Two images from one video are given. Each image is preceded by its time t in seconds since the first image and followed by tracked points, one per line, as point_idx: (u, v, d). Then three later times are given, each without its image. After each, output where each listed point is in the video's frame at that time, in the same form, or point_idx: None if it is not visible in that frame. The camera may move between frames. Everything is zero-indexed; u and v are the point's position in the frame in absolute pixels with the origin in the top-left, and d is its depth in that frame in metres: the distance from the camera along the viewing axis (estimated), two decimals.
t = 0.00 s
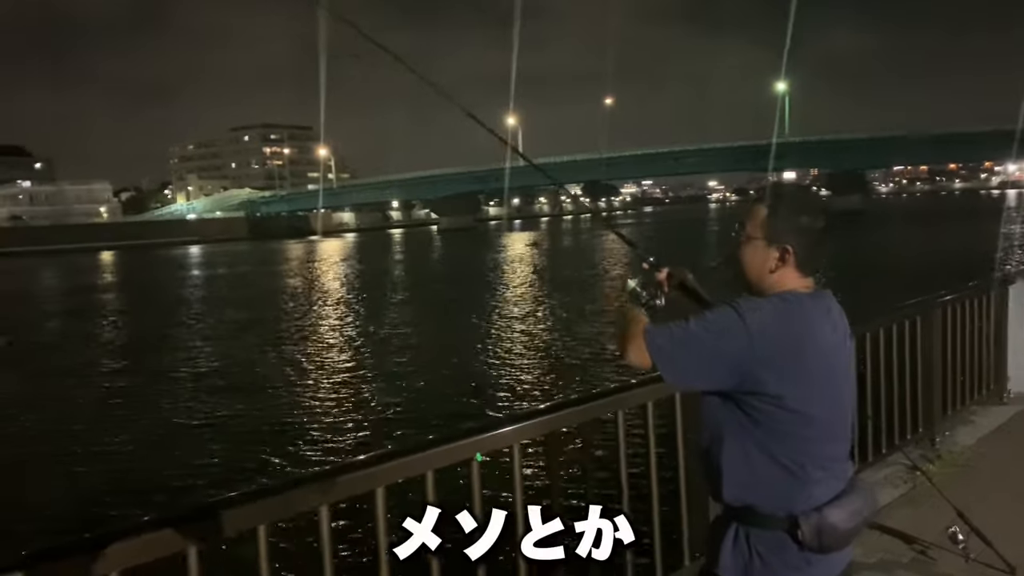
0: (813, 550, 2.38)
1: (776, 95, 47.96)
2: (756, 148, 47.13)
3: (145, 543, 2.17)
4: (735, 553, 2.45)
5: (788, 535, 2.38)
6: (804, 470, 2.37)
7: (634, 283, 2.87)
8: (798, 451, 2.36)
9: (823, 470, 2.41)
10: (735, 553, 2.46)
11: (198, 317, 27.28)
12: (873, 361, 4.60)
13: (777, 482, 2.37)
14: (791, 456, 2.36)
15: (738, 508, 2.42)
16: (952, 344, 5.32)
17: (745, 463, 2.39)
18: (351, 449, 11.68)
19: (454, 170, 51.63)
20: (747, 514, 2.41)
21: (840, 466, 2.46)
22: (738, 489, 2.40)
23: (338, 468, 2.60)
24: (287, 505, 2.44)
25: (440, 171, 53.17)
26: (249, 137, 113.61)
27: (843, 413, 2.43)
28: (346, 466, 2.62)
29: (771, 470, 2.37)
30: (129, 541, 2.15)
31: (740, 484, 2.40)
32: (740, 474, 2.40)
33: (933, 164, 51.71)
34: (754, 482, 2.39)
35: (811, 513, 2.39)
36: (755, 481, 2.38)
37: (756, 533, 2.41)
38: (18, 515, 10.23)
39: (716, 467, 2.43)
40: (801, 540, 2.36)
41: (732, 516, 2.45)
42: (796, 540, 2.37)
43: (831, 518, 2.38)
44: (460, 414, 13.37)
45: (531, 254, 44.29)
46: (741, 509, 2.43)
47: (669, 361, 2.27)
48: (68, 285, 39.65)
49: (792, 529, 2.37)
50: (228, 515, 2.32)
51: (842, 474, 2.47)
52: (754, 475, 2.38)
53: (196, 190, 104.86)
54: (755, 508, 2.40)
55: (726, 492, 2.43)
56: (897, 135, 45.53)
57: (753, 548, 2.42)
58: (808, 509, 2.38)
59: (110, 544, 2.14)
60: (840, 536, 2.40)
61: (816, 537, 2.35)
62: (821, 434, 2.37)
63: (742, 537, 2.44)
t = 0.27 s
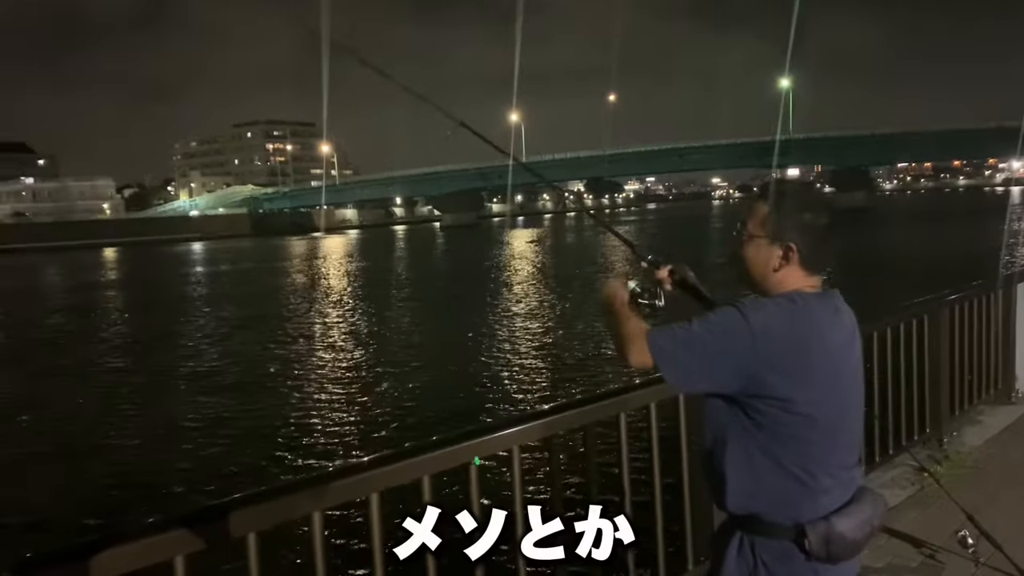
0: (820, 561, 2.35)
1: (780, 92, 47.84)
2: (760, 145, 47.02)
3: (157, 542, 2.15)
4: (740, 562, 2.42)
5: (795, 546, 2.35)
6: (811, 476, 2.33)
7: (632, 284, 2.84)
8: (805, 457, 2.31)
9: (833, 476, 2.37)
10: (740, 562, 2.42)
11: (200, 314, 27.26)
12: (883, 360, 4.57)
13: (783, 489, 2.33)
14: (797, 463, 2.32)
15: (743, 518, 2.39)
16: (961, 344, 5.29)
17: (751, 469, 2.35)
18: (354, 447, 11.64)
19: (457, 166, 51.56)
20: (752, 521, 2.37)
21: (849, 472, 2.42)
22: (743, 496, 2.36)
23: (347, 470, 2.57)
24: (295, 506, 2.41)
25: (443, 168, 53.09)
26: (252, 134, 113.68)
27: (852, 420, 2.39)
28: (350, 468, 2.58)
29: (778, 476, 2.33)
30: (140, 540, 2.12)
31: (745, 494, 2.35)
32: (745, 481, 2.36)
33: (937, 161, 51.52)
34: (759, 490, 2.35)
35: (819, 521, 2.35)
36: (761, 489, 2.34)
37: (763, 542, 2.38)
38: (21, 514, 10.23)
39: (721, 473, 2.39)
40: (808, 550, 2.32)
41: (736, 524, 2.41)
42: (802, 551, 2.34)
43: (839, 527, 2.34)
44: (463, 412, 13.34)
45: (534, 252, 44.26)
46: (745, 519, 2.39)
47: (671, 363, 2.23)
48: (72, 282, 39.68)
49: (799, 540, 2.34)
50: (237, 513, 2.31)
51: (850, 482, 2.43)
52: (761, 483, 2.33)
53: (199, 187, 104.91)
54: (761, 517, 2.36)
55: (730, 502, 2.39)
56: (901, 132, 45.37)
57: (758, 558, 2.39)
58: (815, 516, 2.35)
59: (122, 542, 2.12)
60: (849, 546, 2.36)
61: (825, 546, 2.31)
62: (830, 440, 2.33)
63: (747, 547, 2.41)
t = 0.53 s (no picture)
0: (832, 566, 2.42)
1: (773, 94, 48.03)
2: (752, 147, 47.24)
3: (154, 548, 2.19)
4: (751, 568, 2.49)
5: (808, 552, 2.42)
6: (824, 481, 2.39)
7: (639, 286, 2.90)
8: (816, 463, 2.38)
9: (845, 482, 2.43)
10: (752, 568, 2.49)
11: (193, 314, 27.22)
12: (884, 362, 4.65)
13: (795, 494, 2.40)
14: (810, 468, 2.38)
15: (753, 524, 2.46)
16: (961, 347, 5.37)
17: (762, 474, 2.42)
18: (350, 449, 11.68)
19: (450, 167, 51.61)
20: (763, 527, 2.44)
21: (861, 476, 2.48)
22: (756, 501, 2.43)
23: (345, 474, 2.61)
24: (296, 510, 2.46)
25: (437, 168, 53.13)
26: (245, 133, 113.45)
27: (863, 424, 2.45)
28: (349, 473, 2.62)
29: (789, 481, 2.39)
30: (135, 548, 2.16)
31: (756, 500, 2.42)
32: (757, 488, 2.42)
33: (929, 163, 51.79)
34: (770, 495, 2.42)
35: (832, 527, 2.41)
36: (772, 495, 2.41)
37: (775, 549, 2.45)
38: (17, 518, 10.25)
39: (731, 479, 2.46)
40: (821, 557, 2.40)
41: (747, 532, 2.48)
42: (814, 557, 2.41)
43: (852, 533, 2.41)
44: (458, 414, 13.38)
45: (527, 252, 44.37)
46: (757, 524, 2.46)
47: (681, 367, 2.29)
48: (64, 281, 39.59)
49: (810, 545, 2.41)
50: (233, 520, 2.35)
51: (862, 487, 2.49)
52: (771, 489, 2.41)
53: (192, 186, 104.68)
54: (772, 523, 2.43)
55: (741, 507, 2.46)
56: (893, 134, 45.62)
57: (770, 565, 2.46)
58: (828, 524, 2.41)
59: (117, 550, 2.16)
60: (862, 552, 2.43)
61: (837, 553, 2.39)
62: (841, 443, 2.39)
63: (759, 554, 2.47)
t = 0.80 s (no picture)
0: None
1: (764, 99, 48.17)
2: (743, 151, 47.35)
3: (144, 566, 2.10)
4: None
5: (821, 564, 2.38)
6: (839, 493, 2.34)
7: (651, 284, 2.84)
8: (833, 475, 2.32)
9: (860, 493, 2.37)
10: None
11: (183, 317, 27.04)
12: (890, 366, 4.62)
13: (811, 505, 2.35)
14: (824, 480, 2.32)
15: (765, 534, 2.41)
16: (961, 351, 5.35)
17: (776, 485, 2.36)
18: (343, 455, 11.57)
19: (442, 170, 51.52)
20: (775, 540, 2.39)
21: (876, 488, 2.43)
22: (768, 512, 2.38)
23: (346, 484, 2.53)
24: (298, 519, 2.37)
25: (428, 172, 53.05)
26: (235, 135, 113.13)
27: (881, 434, 2.40)
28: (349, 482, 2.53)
29: (803, 492, 2.34)
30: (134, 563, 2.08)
31: (768, 510, 2.37)
32: (771, 498, 2.36)
33: (918, 168, 52.03)
34: (783, 506, 2.36)
35: (845, 540, 2.36)
36: (786, 506, 2.35)
37: (787, 561, 2.40)
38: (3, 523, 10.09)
39: (744, 486, 2.40)
40: (834, 569, 2.36)
41: (761, 544, 2.43)
42: (828, 570, 2.37)
43: (866, 545, 2.37)
44: (452, 417, 13.30)
45: (519, 256, 44.33)
46: (768, 536, 2.41)
47: (694, 372, 2.24)
48: (52, 284, 39.28)
49: (825, 558, 2.37)
50: (226, 534, 2.26)
51: (877, 498, 2.44)
52: (785, 500, 2.35)
53: (182, 189, 104.26)
54: (783, 535, 2.38)
55: (752, 517, 2.41)
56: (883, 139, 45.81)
57: None
58: (842, 536, 2.37)
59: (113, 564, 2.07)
60: (874, 565, 2.39)
61: (852, 565, 2.36)
62: (859, 452, 2.33)
63: (770, 568, 2.42)
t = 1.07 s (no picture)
0: None
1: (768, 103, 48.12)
2: (745, 156, 47.27)
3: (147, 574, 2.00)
4: None
5: None
6: (839, 507, 2.25)
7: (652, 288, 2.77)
8: (832, 487, 2.24)
9: (861, 507, 2.29)
10: None
11: (184, 321, 27.02)
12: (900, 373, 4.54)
13: (810, 519, 2.26)
14: (824, 492, 2.24)
15: (760, 545, 2.32)
16: (971, 357, 5.27)
17: (774, 495, 2.27)
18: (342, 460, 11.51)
19: (444, 174, 51.54)
20: (772, 552, 2.31)
21: (878, 502, 2.34)
22: (764, 523, 2.30)
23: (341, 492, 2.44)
24: (298, 531, 2.29)
25: (430, 175, 53.06)
26: (239, 139, 113.32)
27: (884, 447, 2.32)
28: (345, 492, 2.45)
29: (803, 504, 2.25)
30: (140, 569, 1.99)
31: (763, 519, 2.29)
32: (767, 509, 2.28)
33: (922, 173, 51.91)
34: (781, 518, 2.28)
35: (845, 554, 2.28)
36: (783, 518, 2.27)
37: None
38: None
39: (739, 495, 2.32)
40: None
41: (757, 557, 2.34)
42: None
43: (864, 559, 2.29)
44: (452, 423, 13.22)
45: (521, 260, 44.31)
46: (764, 548, 2.33)
47: (692, 375, 2.17)
48: (54, 287, 39.33)
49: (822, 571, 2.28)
50: (227, 544, 2.17)
51: (880, 511, 2.35)
52: (783, 511, 2.27)
53: (185, 193, 104.45)
54: (779, 546, 2.30)
55: (746, 526, 2.33)
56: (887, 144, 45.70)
57: None
58: (840, 549, 2.29)
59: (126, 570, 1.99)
60: None
61: None
62: (861, 464, 2.26)
63: None
